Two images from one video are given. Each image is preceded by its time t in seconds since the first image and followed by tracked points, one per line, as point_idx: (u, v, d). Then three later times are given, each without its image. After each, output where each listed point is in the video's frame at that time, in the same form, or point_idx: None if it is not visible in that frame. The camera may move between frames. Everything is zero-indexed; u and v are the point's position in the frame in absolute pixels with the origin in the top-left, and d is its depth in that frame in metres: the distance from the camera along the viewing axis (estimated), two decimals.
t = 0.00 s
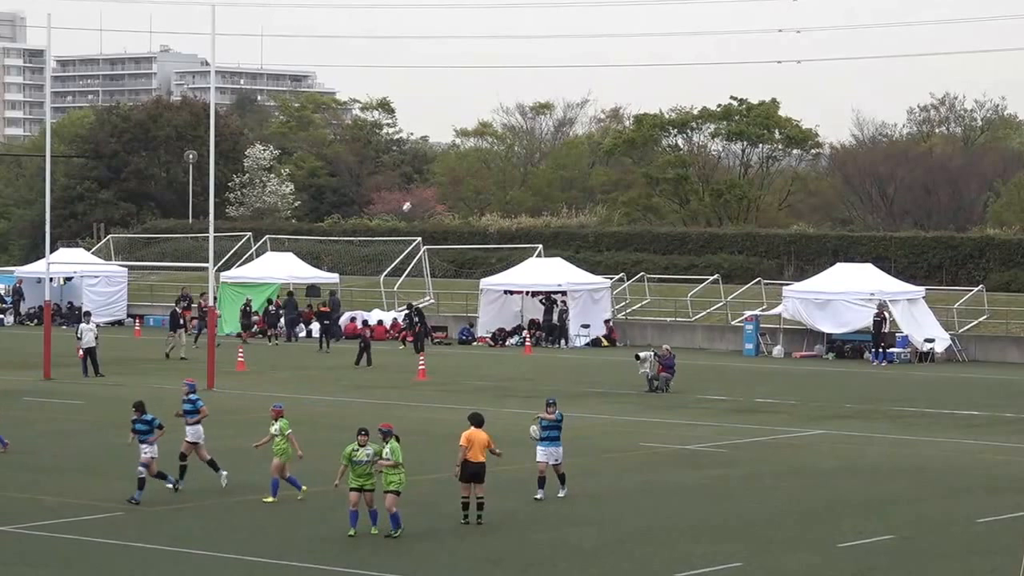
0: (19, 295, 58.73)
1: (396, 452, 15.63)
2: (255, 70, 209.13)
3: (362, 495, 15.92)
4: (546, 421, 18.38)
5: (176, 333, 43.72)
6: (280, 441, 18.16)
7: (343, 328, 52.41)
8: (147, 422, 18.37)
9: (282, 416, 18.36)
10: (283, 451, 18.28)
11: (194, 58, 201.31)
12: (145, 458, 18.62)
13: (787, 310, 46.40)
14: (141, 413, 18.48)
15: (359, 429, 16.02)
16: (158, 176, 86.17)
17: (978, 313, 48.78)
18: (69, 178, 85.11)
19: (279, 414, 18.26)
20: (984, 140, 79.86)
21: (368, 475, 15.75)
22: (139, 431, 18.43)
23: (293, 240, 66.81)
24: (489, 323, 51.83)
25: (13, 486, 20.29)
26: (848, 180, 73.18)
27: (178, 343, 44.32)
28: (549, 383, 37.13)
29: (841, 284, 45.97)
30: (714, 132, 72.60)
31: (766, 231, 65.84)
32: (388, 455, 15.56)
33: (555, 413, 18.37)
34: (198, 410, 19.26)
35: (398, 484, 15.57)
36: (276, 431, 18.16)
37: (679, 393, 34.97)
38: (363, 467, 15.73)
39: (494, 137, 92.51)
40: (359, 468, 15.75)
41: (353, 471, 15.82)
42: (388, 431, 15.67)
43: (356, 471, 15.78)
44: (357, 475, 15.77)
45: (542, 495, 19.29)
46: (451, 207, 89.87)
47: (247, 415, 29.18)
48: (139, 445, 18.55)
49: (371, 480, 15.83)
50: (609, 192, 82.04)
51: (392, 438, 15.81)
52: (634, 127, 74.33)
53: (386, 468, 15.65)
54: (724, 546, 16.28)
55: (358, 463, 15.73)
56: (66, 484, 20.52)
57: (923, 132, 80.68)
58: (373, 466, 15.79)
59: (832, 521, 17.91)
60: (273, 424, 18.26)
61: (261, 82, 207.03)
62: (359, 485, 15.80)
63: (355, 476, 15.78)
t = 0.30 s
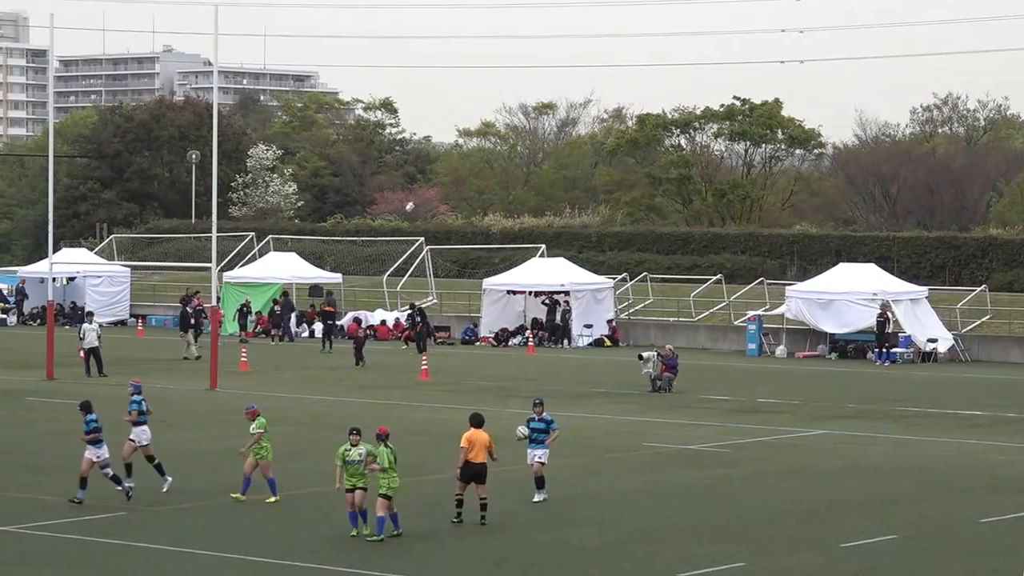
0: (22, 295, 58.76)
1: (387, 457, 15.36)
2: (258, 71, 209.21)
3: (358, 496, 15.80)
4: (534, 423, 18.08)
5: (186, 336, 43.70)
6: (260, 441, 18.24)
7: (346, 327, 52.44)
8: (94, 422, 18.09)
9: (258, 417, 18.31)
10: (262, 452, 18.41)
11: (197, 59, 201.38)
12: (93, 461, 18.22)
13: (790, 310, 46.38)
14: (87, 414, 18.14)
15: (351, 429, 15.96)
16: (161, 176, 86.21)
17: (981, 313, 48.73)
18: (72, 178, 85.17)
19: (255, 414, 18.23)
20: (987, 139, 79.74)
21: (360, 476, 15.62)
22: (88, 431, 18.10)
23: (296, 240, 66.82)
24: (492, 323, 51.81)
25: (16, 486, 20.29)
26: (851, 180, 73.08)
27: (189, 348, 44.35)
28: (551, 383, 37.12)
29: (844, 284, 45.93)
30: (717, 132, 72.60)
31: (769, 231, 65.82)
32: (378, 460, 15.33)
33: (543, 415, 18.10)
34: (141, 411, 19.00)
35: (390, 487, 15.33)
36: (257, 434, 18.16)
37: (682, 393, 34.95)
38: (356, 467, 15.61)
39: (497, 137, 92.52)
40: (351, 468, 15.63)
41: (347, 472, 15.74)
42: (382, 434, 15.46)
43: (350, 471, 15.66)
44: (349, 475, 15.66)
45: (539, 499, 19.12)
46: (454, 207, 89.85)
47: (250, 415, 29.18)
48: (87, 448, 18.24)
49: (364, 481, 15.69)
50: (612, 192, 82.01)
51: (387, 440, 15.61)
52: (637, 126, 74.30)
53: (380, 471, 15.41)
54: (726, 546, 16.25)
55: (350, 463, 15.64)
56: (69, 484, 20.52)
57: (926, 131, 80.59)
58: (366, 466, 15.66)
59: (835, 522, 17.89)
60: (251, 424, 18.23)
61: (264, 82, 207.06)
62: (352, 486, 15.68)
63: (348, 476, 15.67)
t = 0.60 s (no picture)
0: (26, 295, 58.79)
1: (384, 458, 15.29)
2: (261, 71, 209.32)
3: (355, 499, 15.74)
4: (523, 425, 17.79)
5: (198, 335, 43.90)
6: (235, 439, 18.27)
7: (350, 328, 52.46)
8: (45, 423, 18.12)
9: (235, 416, 18.43)
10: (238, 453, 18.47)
11: (200, 58, 201.48)
12: (39, 462, 18.23)
13: (794, 309, 46.44)
14: (37, 415, 18.19)
15: (348, 432, 15.98)
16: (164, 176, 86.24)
17: (984, 313, 48.69)
18: (76, 178, 85.22)
19: (231, 414, 18.39)
20: (991, 139, 79.67)
21: (356, 477, 15.59)
22: (34, 433, 18.11)
23: (299, 240, 66.84)
24: (495, 324, 51.81)
25: (18, 486, 20.28)
26: (855, 180, 73.01)
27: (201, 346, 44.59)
28: (554, 383, 37.13)
29: (847, 283, 45.92)
30: (720, 132, 72.60)
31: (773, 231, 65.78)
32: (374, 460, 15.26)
33: (532, 417, 17.79)
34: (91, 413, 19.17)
35: (389, 488, 15.25)
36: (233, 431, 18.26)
37: (685, 393, 34.94)
38: (351, 469, 15.60)
39: (500, 137, 92.50)
40: (347, 470, 15.62)
41: (342, 474, 15.72)
42: (382, 434, 15.45)
43: (346, 474, 15.63)
44: (344, 477, 15.61)
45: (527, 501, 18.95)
46: (458, 206, 89.86)
47: (252, 415, 29.18)
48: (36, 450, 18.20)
49: (360, 483, 15.65)
50: (616, 192, 81.99)
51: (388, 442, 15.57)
52: (640, 127, 74.32)
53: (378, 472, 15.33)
54: (729, 546, 16.25)
55: (345, 465, 15.64)
56: (72, 484, 20.51)
57: (930, 131, 80.61)
58: (361, 468, 15.66)
59: (837, 521, 17.89)
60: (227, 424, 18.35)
61: (267, 82, 207.25)
62: (347, 488, 15.61)
63: (343, 479, 15.62)
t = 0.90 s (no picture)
0: (30, 295, 58.83)
1: (385, 460, 15.28)
2: (264, 70, 209.24)
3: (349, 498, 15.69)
4: (513, 428, 17.64)
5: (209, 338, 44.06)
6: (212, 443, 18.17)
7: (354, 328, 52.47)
8: None
9: (211, 421, 18.21)
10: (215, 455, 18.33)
11: (204, 58, 201.63)
12: None
13: (798, 310, 46.39)
14: None
15: (342, 430, 15.90)
16: (168, 176, 86.28)
17: (988, 313, 48.64)
18: (79, 178, 85.22)
19: (207, 418, 18.20)
20: (995, 139, 79.61)
21: (352, 477, 15.53)
22: None
23: (303, 240, 66.85)
24: (499, 323, 51.81)
25: (21, 486, 20.29)
26: (859, 180, 72.94)
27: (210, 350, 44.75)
28: (558, 383, 37.11)
29: (850, 284, 45.89)
30: (724, 132, 72.55)
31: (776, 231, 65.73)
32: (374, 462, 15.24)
33: (522, 419, 17.62)
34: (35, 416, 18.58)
35: (390, 491, 15.25)
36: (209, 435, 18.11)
37: (689, 393, 34.93)
38: (347, 469, 15.53)
39: (504, 137, 92.44)
40: (343, 469, 15.55)
41: (337, 473, 15.65)
42: (383, 437, 15.42)
43: (342, 473, 15.56)
44: (340, 476, 15.55)
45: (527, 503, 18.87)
46: (462, 207, 89.84)
47: (256, 415, 29.17)
48: None
49: (356, 483, 15.60)
50: (620, 192, 81.97)
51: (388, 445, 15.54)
52: (644, 127, 74.28)
53: (378, 473, 15.30)
54: (732, 545, 16.23)
55: (341, 464, 15.57)
56: (75, 484, 20.50)
57: (933, 131, 80.60)
58: (357, 467, 15.60)
59: (841, 521, 17.87)
60: (203, 428, 18.19)
61: (271, 82, 207.21)
62: (342, 488, 15.55)
63: (338, 478, 15.56)
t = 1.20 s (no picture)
0: (35, 295, 58.86)
1: (386, 462, 15.24)
2: (269, 70, 209.29)
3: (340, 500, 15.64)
4: (510, 431, 17.44)
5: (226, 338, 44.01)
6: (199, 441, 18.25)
7: (358, 329, 52.57)
8: None
9: (190, 419, 18.20)
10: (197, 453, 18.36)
11: (209, 58, 201.82)
12: None
13: (802, 310, 46.27)
14: None
15: (333, 431, 15.79)
16: (173, 176, 86.30)
17: (993, 312, 48.55)
18: (84, 178, 85.27)
19: (186, 417, 18.17)
20: (1000, 139, 79.50)
21: (344, 479, 15.47)
22: None
23: (308, 240, 66.86)
24: (504, 324, 51.80)
25: (25, 486, 20.28)
26: (864, 180, 72.83)
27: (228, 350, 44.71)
28: (564, 383, 37.08)
29: (855, 284, 45.83)
30: (729, 132, 72.46)
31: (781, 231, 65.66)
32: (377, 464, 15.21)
33: (519, 421, 17.44)
34: None
35: (390, 492, 15.23)
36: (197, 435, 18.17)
37: (694, 393, 34.89)
38: (340, 471, 15.47)
39: (509, 137, 92.34)
40: (335, 471, 15.48)
41: (328, 475, 15.57)
42: (387, 437, 15.37)
43: (334, 474, 15.50)
44: (332, 477, 15.49)
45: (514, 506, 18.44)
46: (467, 206, 89.76)
47: (261, 415, 29.15)
48: None
49: (347, 484, 15.56)
50: (625, 192, 81.90)
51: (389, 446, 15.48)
52: (649, 126, 74.21)
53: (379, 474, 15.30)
54: (737, 545, 16.20)
55: (333, 466, 15.49)
56: (79, 484, 20.51)
57: (938, 131, 80.55)
58: (349, 469, 15.55)
59: (847, 521, 17.84)
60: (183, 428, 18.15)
61: (276, 81, 207.25)
62: (334, 488, 15.49)
63: (331, 479, 15.50)
